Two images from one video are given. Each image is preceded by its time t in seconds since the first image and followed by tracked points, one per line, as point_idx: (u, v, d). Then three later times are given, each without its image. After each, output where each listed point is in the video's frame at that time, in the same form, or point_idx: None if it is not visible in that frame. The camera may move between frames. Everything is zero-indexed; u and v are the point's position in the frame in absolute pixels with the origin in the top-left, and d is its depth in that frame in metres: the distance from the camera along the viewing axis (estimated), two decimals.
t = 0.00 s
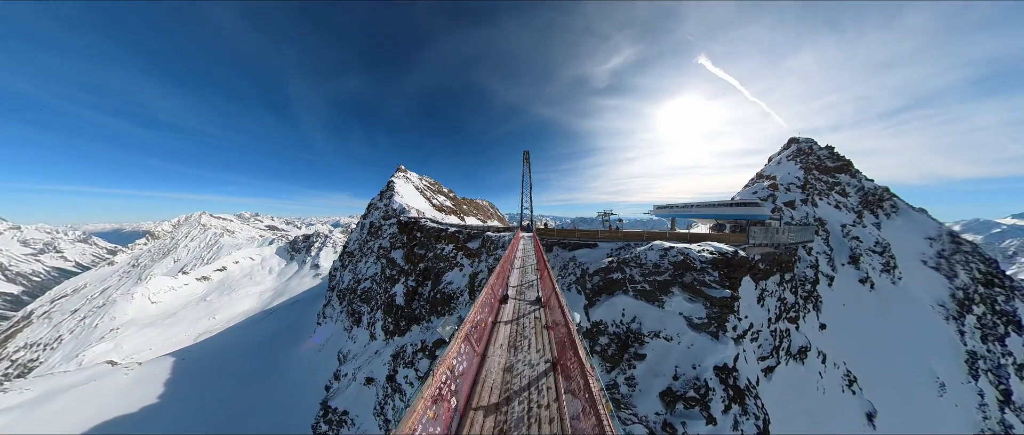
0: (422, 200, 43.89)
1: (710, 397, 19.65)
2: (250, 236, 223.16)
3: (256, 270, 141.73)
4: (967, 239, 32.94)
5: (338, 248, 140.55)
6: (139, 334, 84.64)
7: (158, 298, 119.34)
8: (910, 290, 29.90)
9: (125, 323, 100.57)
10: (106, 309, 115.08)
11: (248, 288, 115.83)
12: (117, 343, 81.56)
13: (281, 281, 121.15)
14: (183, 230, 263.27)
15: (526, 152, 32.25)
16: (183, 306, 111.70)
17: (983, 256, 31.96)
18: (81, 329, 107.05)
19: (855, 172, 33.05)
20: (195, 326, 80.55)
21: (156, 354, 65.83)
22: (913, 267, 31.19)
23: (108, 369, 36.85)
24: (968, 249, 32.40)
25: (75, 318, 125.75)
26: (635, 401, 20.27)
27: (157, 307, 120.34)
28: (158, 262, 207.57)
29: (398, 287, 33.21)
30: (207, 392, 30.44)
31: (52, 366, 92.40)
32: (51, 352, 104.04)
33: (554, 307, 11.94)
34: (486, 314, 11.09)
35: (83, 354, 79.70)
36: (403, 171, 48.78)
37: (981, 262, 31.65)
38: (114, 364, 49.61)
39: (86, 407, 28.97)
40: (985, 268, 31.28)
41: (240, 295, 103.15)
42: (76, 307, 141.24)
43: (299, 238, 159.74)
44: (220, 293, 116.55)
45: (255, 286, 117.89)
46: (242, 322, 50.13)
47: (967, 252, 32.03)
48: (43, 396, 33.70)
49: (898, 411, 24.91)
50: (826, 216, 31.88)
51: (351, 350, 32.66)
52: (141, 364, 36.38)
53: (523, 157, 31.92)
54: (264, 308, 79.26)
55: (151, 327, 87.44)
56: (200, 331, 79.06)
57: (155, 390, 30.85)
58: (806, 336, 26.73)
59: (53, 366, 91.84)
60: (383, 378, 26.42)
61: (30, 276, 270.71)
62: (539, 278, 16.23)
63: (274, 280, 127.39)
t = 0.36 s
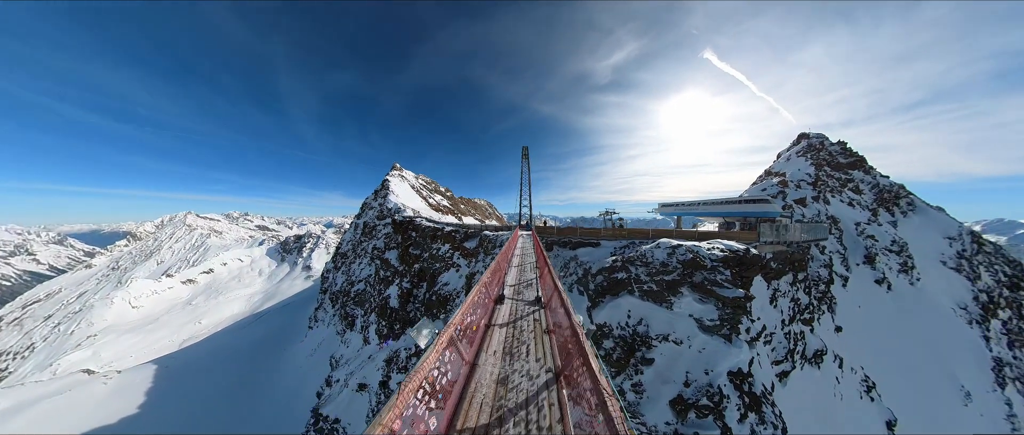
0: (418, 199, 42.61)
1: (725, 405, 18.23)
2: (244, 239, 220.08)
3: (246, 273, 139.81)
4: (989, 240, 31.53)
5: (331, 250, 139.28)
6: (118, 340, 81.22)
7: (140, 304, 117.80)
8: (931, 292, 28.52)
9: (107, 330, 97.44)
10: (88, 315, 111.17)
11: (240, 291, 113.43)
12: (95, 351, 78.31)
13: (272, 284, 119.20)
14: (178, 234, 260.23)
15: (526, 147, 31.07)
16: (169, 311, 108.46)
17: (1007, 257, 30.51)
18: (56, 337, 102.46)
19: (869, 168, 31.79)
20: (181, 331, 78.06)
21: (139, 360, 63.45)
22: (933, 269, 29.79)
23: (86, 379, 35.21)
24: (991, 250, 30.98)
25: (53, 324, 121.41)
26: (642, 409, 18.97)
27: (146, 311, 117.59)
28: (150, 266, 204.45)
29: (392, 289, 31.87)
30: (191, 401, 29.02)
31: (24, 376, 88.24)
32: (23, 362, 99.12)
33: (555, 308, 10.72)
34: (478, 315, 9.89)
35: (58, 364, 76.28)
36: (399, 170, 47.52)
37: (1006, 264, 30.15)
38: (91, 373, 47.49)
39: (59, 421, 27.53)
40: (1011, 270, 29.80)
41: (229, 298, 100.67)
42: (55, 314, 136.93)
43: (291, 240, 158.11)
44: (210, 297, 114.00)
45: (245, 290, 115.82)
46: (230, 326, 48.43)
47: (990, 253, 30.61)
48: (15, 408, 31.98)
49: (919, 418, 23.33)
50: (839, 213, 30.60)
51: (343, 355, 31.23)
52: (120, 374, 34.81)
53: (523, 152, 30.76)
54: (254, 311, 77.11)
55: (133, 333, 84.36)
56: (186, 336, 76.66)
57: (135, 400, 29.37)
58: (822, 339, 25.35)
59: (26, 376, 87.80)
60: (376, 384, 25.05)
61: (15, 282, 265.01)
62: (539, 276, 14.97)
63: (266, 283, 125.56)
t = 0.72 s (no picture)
0: (415, 199, 41.66)
1: (735, 416, 17.20)
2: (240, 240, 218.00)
3: (239, 275, 138.93)
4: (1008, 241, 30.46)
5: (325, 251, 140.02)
6: (101, 345, 78.37)
7: (127, 307, 115.48)
8: (947, 295, 27.50)
9: (93, 334, 95.11)
10: (75, 318, 108.47)
11: (233, 294, 111.64)
12: (76, 356, 75.76)
13: (264, 287, 118.48)
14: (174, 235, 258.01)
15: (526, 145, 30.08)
16: (159, 314, 106.24)
17: None
18: (38, 342, 99.13)
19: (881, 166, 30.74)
20: (170, 336, 76.20)
21: (122, 367, 61.32)
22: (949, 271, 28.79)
23: (69, 388, 33.89)
24: (1009, 251, 29.93)
25: (39, 328, 118.55)
26: (648, 420, 17.92)
27: (138, 314, 115.52)
28: (145, 268, 201.95)
29: (388, 292, 30.88)
30: (179, 410, 27.90)
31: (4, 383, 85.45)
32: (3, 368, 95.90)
33: (555, 315, 9.74)
34: (469, 325, 8.96)
35: (39, 370, 73.78)
36: (396, 169, 46.49)
37: None
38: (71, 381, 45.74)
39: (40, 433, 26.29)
40: None
41: (221, 302, 98.87)
42: (40, 317, 133.78)
43: (285, 241, 157.81)
44: (203, 300, 112.24)
45: (237, 293, 114.59)
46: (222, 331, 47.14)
47: (1009, 254, 29.57)
48: None
49: (938, 427, 22.15)
50: (850, 213, 29.59)
51: (337, 360, 30.25)
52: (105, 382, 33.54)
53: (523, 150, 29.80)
54: (245, 316, 75.40)
55: (116, 339, 81.61)
56: (174, 341, 74.77)
57: (120, 410, 28.17)
58: (834, 344, 24.29)
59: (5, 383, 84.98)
60: (370, 392, 24.06)
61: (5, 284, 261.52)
62: (539, 280, 13.96)
63: (259, 286, 124.63)
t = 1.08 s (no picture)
0: (411, 199, 40.47)
1: (750, 428, 16.07)
2: (233, 242, 215.31)
3: (228, 279, 137.07)
4: None
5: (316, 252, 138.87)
6: (79, 353, 75.70)
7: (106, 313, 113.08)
8: (964, 297, 26.45)
9: (74, 341, 92.43)
10: (57, 325, 105.51)
11: (222, 298, 109.33)
12: (51, 365, 73.02)
13: (254, 290, 116.76)
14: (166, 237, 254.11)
15: (525, 142, 28.95)
16: (147, 319, 103.80)
17: None
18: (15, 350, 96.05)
19: (893, 163, 29.74)
20: (154, 344, 73.80)
21: (102, 377, 59.07)
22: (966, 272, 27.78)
23: (48, 400, 32.32)
24: None
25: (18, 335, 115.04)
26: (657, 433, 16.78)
27: (124, 319, 112.85)
28: (134, 271, 198.34)
29: (382, 295, 29.65)
30: (162, 421, 26.51)
31: None
32: None
33: (560, 327, 8.51)
34: (463, 341, 7.75)
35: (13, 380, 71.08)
36: (391, 168, 45.30)
37: None
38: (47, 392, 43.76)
39: None
40: None
41: (208, 307, 96.59)
42: (20, 323, 130.12)
43: (276, 243, 156.27)
44: (192, 303, 109.79)
45: (225, 297, 112.65)
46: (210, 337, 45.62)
47: None
48: None
49: None
50: (862, 212, 28.60)
51: (330, 367, 28.97)
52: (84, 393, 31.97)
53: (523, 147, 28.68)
54: (232, 321, 73.50)
55: (96, 347, 78.85)
56: (159, 348, 72.58)
57: (98, 422, 26.68)
58: (848, 348, 23.24)
59: None
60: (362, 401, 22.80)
61: None
62: (541, 285, 12.72)
63: (248, 289, 122.90)
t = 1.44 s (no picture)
0: (407, 198, 39.29)
1: None
2: (223, 243, 212.96)
3: (217, 282, 135.21)
4: None
5: (308, 254, 137.93)
6: (56, 361, 73.06)
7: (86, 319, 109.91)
8: (982, 299, 25.46)
9: (54, 349, 89.78)
10: (42, 330, 102.75)
11: (209, 303, 107.14)
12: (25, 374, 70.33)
13: (243, 294, 115.17)
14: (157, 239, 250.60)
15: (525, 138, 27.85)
16: (135, 323, 101.67)
17: None
18: None
19: (907, 161, 28.80)
20: (131, 353, 71.79)
21: (80, 387, 56.94)
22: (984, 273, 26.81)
23: (25, 413, 30.81)
24: None
25: None
26: None
27: (113, 323, 110.58)
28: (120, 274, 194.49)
29: (376, 299, 28.45)
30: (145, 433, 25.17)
31: None
32: None
33: (569, 345, 7.33)
34: (456, 365, 6.57)
35: None
36: (386, 167, 44.11)
37: None
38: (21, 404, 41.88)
39: None
40: None
41: (192, 313, 94.34)
42: None
43: (267, 244, 154.89)
44: (178, 308, 107.48)
45: (213, 301, 110.79)
46: (198, 342, 44.16)
47: None
48: None
49: None
50: (874, 211, 27.65)
51: (323, 373, 27.73)
52: (63, 404, 30.49)
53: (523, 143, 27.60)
54: (219, 326, 71.77)
55: (75, 354, 76.42)
56: (142, 355, 70.56)
57: None
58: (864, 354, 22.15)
59: None
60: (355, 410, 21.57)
61: None
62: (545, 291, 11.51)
63: (238, 292, 121.18)
